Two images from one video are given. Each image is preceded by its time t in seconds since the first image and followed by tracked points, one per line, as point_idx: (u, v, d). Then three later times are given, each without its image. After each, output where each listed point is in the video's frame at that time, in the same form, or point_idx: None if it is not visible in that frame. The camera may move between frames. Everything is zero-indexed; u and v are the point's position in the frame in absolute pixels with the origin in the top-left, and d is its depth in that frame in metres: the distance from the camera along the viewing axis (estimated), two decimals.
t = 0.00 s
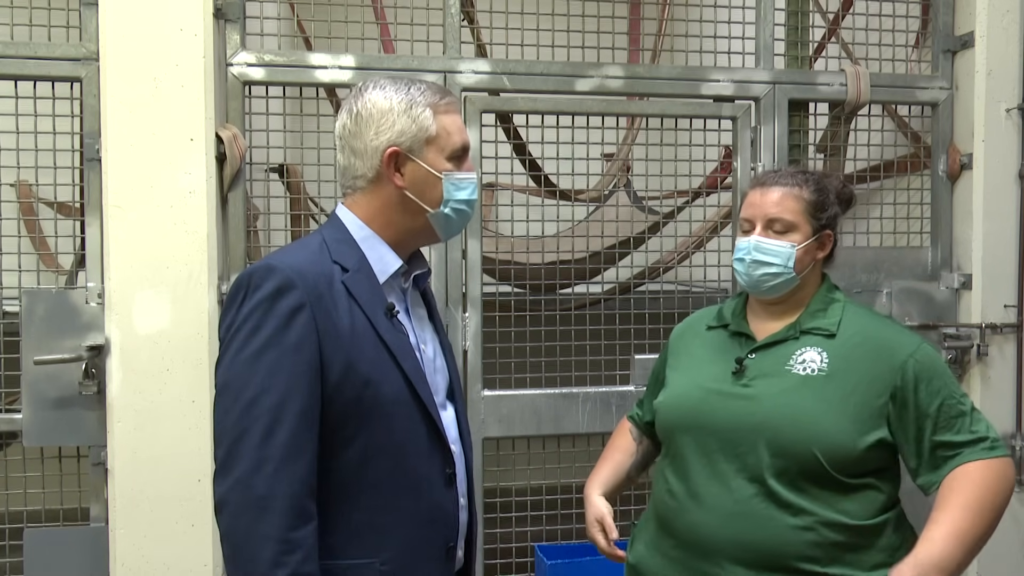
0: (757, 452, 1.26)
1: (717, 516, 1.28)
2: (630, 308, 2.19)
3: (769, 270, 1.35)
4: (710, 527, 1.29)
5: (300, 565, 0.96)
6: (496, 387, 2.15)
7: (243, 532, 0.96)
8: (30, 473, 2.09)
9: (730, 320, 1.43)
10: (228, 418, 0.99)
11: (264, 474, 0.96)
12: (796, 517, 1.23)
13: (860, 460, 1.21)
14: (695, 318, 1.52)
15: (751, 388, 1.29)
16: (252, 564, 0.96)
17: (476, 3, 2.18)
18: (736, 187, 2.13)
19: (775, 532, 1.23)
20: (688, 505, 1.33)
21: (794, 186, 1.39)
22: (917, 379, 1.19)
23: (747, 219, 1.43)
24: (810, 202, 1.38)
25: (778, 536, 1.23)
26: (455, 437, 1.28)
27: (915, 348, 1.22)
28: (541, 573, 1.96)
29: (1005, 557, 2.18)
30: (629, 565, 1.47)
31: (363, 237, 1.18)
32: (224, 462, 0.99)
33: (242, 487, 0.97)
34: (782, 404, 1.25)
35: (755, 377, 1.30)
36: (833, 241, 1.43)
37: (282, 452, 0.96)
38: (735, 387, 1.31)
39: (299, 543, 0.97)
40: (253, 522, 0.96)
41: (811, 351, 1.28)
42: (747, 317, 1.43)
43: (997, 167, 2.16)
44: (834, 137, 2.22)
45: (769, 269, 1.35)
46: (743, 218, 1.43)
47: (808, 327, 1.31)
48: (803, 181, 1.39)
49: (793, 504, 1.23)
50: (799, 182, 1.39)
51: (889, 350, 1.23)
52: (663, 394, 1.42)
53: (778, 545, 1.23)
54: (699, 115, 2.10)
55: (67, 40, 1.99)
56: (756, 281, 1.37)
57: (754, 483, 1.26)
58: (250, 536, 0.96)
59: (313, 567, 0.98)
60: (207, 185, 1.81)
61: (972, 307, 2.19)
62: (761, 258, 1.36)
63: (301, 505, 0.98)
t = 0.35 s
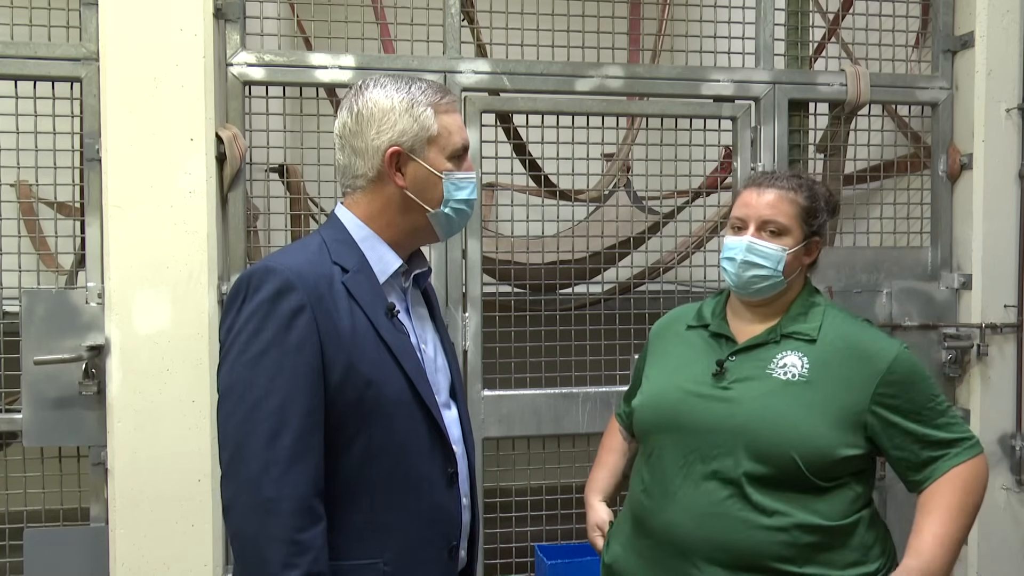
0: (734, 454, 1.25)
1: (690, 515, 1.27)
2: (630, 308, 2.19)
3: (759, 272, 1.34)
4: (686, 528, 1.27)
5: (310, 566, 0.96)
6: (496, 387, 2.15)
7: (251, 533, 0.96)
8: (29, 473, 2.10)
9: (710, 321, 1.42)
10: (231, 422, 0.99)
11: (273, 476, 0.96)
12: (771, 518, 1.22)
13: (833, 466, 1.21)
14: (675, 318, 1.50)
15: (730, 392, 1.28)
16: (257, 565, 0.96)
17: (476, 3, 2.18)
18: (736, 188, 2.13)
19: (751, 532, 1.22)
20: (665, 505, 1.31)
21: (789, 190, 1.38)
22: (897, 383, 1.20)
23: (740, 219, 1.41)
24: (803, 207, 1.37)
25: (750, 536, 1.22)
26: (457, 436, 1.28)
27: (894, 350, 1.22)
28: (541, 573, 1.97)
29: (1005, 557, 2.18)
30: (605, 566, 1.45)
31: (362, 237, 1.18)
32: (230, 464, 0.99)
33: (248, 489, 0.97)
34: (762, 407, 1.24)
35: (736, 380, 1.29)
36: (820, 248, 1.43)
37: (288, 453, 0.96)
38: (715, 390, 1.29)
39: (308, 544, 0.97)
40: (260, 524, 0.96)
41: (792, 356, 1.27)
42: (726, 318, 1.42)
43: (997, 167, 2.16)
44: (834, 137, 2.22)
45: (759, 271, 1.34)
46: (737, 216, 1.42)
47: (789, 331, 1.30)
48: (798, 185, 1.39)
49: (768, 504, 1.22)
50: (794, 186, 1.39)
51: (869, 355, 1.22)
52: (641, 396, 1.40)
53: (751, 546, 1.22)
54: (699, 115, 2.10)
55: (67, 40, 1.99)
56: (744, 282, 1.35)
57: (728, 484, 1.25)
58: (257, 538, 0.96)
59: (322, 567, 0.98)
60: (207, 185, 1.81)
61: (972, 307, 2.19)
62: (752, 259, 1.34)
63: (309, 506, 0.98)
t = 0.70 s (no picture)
0: (753, 456, 1.24)
1: (708, 516, 1.25)
2: (630, 308, 2.19)
3: (762, 273, 1.33)
4: (701, 529, 1.25)
5: (314, 565, 0.96)
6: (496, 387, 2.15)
7: (255, 533, 0.96)
8: (29, 473, 2.10)
9: (709, 321, 1.38)
10: (234, 422, 0.99)
11: (276, 476, 0.96)
12: (788, 516, 1.22)
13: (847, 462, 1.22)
14: (666, 317, 1.46)
15: (744, 392, 1.27)
16: (261, 564, 0.96)
17: (476, 3, 2.18)
18: (736, 187, 2.13)
19: (768, 532, 1.21)
20: (677, 507, 1.28)
21: (792, 188, 1.38)
22: (902, 381, 1.25)
23: (742, 219, 1.40)
24: (804, 207, 1.37)
25: (769, 535, 1.21)
26: (459, 436, 1.28)
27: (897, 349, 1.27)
28: (541, 573, 1.97)
29: (1005, 557, 2.18)
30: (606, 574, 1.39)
31: (363, 236, 1.18)
32: (232, 464, 0.99)
33: (251, 489, 0.97)
34: (778, 407, 1.24)
35: (748, 380, 1.28)
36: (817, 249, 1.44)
37: (292, 452, 0.96)
38: (728, 391, 1.28)
39: (312, 544, 0.96)
40: (264, 523, 0.96)
41: (802, 355, 1.28)
42: (724, 318, 1.40)
43: (997, 167, 2.16)
44: (834, 137, 2.22)
45: (762, 272, 1.33)
46: (738, 216, 1.41)
47: (795, 331, 1.31)
48: (799, 186, 1.39)
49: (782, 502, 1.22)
50: (796, 187, 1.38)
51: (874, 351, 1.26)
52: (644, 398, 1.35)
53: (768, 544, 1.21)
54: (699, 115, 2.10)
55: (67, 40, 1.99)
56: (748, 284, 1.34)
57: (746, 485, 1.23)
58: (261, 537, 0.96)
59: (327, 566, 0.98)
60: (207, 185, 1.81)
61: (972, 307, 2.19)
62: (757, 260, 1.33)
63: (312, 506, 0.97)
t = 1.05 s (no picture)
0: (777, 456, 1.23)
1: (728, 517, 1.25)
2: (630, 308, 2.19)
3: (744, 260, 1.35)
4: (724, 530, 1.25)
5: (315, 563, 0.96)
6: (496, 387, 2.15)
7: (256, 531, 0.97)
8: (30, 473, 2.10)
9: (728, 322, 1.38)
10: (235, 421, 0.99)
11: (277, 474, 0.96)
12: (812, 517, 1.21)
13: (870, 462, 1.21)
14: (685, 319, 1.46)
15: (766, 394, 1.26)
16: (263, 563, 0.96)
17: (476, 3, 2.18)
18: (736, 187, 2.13)
19: (790, 532, 1.21)
20: (700, 507, 1.28)
21: (788, 182, 1.39)
22: (923, 384, 1.22)
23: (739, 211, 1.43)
24: (800, 201, 1.36)
25: (794, 536, 1.21)
26: (460, 434, 1.28)
27: (920, 351, 1.24)
28: (541, 573, 1.96)
29: (1005, 557, 2.18)
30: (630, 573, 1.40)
31: (362, 236, 1.18)
32: (233, 463, 0.99)
33: (252, 487, 0.97)
34: (802, 409, 1.23)
35: (768, 381, 1.27)
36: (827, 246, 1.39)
37: (292, 450, 0.96)
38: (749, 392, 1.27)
39: (313, 542, 0.96)
40: (265, 521, 0.96)
41: (822, 355, 1.26)
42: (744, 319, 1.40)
43: (997, 167, 2.16)
44: (834, 137, 2.22)
45: (745, 259, 1.35)
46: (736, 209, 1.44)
47: (813, 330, 1.29)
48: (799, 181, 1.39)
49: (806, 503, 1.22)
50: (794, 182, 1.39)
51: (893, 351, 1.24)
52: (665, 399, 1.35)
53: (791, 544, 1.21)
54: (699, 115, 2.10)
55: (67, 40, 1.99)
56: (732, 271, 1.37)
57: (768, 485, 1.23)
58: (263, 536, 0.96)
59: (329, 565, 0.98)
60: (207, 185, 1.81)
61: (972, 307, 2.19)
62: (737, 246, 1.37)
63: (311, 505, 0.97)
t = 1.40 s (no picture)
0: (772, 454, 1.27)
1: (728, 516, 1.30)
2: (630, 308, 2.18)
3: (762, 253, 1.39)
4: (726, 527, 1.30)
5: (313, 564, 0.96)
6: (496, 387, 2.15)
7: (255, 532, 0.97)
8: (30, 473, 2.10)
9: (748, 318, 1.44)
10: (235, 422, 0.99)
11: (276, 476, 0.96)
12: (810, 519, 1.24)
13: (870, 463, 1.21)
14: (715, 318, 1.54)
15: (761, 389, 1.30)
16: (261, 564, 0.96)
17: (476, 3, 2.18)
18: (736, 188, 2.13)
19: (787, 532, 1.24)
20: (706, 506, 1.34)
21: (816, 181, 1.42)
22: (915, 386, 1.17)
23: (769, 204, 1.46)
24: (827, 199, 1.38)
25: (791, 536, 1.24)
26: (459, 435, 1.28)
27: (920, 352, 1.19)
28: (541, 573, 1.96)
29: (1005, 557, 2.18)
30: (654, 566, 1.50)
31: (361, 236, 1.18)
32: (232, 464, 0.99)
33: (251, 488, 0.97)
34: (791, 404, 1.25)
35: (766, 376, 1.31)
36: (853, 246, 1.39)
37: (292, 452, 0.96)
38: (749, 387, 1.33)
39: (311, 543, 0.97)
40: (264, 523, 0.96)
41: (821, 350, 1.27)
42: (766, 313, 1.44)
43: (997, 167, 2.16)
44: (834, 137, 2.22)
45: (763, 253, 1.39)
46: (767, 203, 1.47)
47: (820, 324, 1.31)
48: (828, 180, 1.41)
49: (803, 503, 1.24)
50: (824, 180, 1.41)
51: (896, 348, 1.21)
52: (683, 395, 1.44)
53: (790, 544, 1.24)
54: (699, 115, 2.10)
55: (67, 40, 1.99)
56: (752, 264, 1.42)
57: (767, 485, 1.27)
58: (262, 537, 0.96)
59: (327, 566, 0.98)
60: (207, 185, 1.81)
61: (972, 307, 2.19)
62: (762, 242, 1.41)
63: (310, 506, 0.97)
